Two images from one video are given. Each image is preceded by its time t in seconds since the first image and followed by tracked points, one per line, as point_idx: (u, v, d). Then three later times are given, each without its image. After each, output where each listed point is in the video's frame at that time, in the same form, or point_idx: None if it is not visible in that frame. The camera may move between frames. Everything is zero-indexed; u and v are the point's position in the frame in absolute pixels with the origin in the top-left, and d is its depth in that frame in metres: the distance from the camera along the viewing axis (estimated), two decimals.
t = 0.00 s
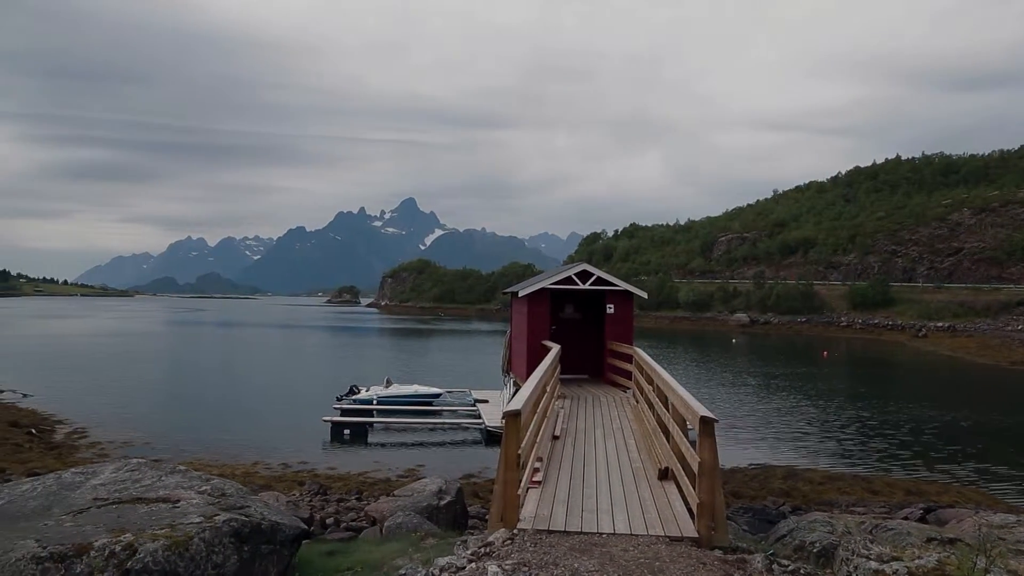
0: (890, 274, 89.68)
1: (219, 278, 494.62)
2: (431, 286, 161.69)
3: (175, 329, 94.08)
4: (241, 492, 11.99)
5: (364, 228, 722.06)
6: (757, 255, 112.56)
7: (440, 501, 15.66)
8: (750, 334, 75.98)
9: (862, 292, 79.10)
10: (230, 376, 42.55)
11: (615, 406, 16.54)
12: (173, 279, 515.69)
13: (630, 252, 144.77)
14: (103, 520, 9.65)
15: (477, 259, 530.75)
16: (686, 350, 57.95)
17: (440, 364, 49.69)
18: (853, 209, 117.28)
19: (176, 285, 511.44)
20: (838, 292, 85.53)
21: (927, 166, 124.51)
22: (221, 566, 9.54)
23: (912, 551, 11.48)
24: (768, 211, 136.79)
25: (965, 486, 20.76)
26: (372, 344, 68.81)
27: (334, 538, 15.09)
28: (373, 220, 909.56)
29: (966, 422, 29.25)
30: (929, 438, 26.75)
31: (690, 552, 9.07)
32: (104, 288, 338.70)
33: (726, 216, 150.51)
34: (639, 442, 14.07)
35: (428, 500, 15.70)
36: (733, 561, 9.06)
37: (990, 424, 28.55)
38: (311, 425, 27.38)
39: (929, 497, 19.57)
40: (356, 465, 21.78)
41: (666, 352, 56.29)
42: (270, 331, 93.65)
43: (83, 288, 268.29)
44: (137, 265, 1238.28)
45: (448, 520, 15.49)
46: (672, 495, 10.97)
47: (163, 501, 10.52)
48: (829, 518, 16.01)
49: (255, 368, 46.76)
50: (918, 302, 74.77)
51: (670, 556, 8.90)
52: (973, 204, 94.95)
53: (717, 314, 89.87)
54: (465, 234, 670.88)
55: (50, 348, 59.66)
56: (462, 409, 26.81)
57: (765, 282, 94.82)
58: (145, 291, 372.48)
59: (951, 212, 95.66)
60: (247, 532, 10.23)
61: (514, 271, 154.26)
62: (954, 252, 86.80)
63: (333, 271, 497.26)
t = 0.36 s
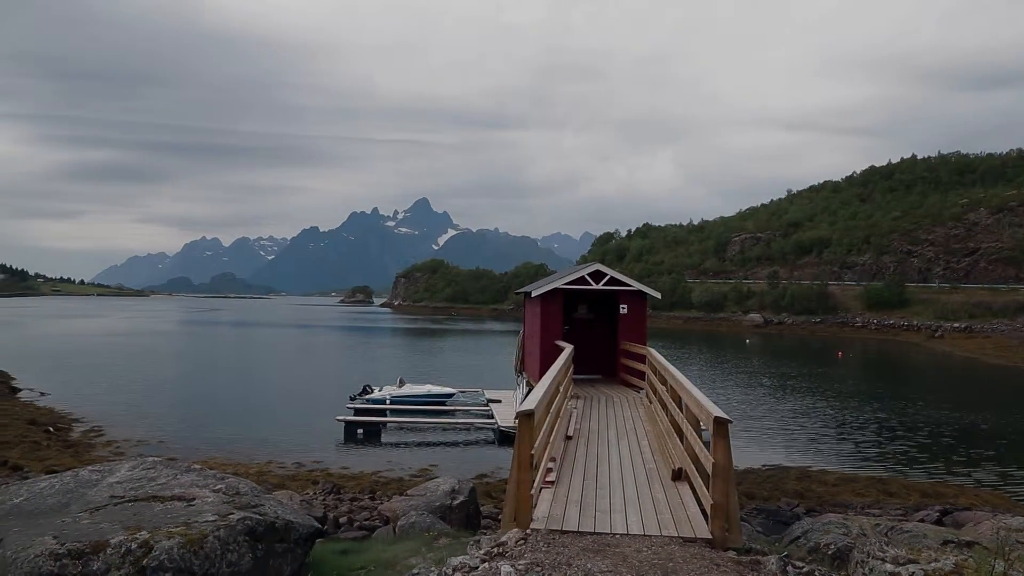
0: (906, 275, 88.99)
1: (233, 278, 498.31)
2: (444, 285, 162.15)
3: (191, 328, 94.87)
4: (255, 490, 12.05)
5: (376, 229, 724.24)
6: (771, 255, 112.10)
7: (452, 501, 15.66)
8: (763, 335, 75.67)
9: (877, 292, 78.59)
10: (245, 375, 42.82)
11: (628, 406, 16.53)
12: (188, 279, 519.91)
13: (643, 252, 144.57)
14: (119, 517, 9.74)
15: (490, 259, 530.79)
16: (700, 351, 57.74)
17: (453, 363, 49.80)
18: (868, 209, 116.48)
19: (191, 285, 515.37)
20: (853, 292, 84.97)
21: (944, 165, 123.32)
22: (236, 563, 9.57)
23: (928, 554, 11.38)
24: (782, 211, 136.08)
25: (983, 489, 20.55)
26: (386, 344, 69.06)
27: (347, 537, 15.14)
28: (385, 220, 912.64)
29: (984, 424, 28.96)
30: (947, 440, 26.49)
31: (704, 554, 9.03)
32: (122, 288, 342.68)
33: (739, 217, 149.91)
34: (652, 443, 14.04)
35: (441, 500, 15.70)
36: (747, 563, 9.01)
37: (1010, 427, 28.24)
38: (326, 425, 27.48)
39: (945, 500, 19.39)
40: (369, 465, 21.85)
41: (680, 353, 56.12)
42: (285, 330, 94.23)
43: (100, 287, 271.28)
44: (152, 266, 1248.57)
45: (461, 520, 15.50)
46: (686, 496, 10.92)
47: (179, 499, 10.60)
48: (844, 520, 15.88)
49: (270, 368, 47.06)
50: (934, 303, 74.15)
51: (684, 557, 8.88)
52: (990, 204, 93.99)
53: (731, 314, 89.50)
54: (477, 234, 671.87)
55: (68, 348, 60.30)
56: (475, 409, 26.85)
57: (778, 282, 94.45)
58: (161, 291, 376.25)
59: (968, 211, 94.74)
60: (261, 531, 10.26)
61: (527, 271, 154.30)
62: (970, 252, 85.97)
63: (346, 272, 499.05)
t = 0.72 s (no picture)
0: (922, 274, 88.13)
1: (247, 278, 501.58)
2: (457, 285, 162.39)
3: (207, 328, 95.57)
4: (270, 488, 12.09)
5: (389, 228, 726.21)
6: (786, 255, 111.47)
7: (466, 500, 15.67)
8: (778, 334, 75.23)
9: (893, 292, 77.93)
10: (260, 374, 43.09)
11: (642, 406, 16.49)
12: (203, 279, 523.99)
13: (656, 251, 144.16)
14: (136, 515, 9.82)
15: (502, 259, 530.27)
16: (714, 351, 57.50)
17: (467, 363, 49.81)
18: (884, 208, 115.52)
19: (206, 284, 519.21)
20: (868, 291, 84.31)
21: (962, 163, 121.99)
22: (251, 561, 9.61)
23: (945, 556, 11.26)
24: (796, 210, 135.20)
25: (1002, 491, 20.32)
26: (400, 343, 69.24)
27: (361, 536, 15.19)
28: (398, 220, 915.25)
29: (1004, 426, 28.61)
30: (967, 442, 26.21)
31: (718, 554, 9.00)
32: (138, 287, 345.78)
33: (754, 216, 149.08)
34: (666, 442, 14.00)
35: (455, 499, 15.72)
36: (761, 563, 8.96)
37: None
38: (340, 424, 27.58)
39: (963, 501, 19.21)
40: (383, 464, 21.91)
41: (694, 352, 55.96)
42: (299, 330, 94.79)
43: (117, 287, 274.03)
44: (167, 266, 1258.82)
45: (474, 519, 15.50)
46: (700, 496, 10.87)
47: (194, 497, 10.66)
48: (860, 521, 15.74)
49: (284, 367, 47.29)
50: (951, 302, 73.43)
51: (698, 557, 8.85)
52: (1008, 202, 92.89)
53: (745, 314, 89.01)
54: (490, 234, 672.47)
55: (85, 346, 60.91)
56: (488, 408, 26.86)
57: (793, 282, 93.96)
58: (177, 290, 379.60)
59: (985, 210, 93.70)
60: (276, 529, 10.29)
61: (540, 270, 154.18)
62: (988, 251, 85.05)
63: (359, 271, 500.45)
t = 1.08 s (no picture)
0: (940, 273, 87.29)
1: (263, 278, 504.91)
2: (471, 284, 162.71)
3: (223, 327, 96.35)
4: (285, 487, 12.14)
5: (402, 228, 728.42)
6: (801, 254, 110.77)
7: (480, 500, 15.69)
8: (793, 334, 74.84)
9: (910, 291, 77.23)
10: (276, 373, 43.38)
11: (656, 406, 16.42)
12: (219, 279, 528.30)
13: (671, 251, 143.75)
14: (154, 512, 9.91)
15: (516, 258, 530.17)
16: (729, 351, 57.26)
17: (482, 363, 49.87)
18: (901, 206, 114.51)
19: (222, 284, 523.28)
20: (885, 291, 83.61)
21: (980, 160, 120.60)
22: (267, 559, 9.66)
23: (964, 559, 11.12)
24: (812, 208, 134.29)
25: (1021, 492, 20.08)
26: (414, 342, 69.44)
27: (375, 534, 15.24)
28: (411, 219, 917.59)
29: None
30: (986, 443, 25.92)
31: (733, 555, 8.94)
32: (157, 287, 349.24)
33: (769, 215, 148.24)
34: (680, 442, 13.93)
35: (469, 498, 15.74)
36: (777, 564, 8.90)
37: None
38: (354, 423, 27.67)
39: (981, 503, 19.00)
40: (397, 463, 21.99)
41: (709, 352, 55.80)
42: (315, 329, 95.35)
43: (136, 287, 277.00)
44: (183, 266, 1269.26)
45: (489, 518, 15.51)
46: (715, 497, 10.82)
47: (211, 495, 10.73)
48: (877, 523, 15.61)
49: (300, 367, 47.52)
50: (970, 301, 72.64)
51: (713, 558, 8.80)
52: None
53: (760, 313, 88.56)
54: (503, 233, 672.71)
55: (104, 345, 61.52)
56: (503, 408, 26.89)
57: (809, 281, 93.39)
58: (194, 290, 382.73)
59: (1004, 208, 92.55)
60: (291, 527, 10.31)
61: (554, 270, 154.15)
62: (1007, 250, 84.05)
63: (373, 271, 502.35)
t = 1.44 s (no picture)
0: (956, 273, 86.46)
1: (274, 279, 507.23)
2: (483, 284, 162.92)
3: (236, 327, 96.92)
4: (299, 487, 12.18)
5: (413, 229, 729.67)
6: (814, 254, 110.12)
7: (492, 500, 15.72)
8: (807, 334, 74.39)
9: (925, 291, 76.55)
10: (289, 373, 43.63)
11: (669, 406, 16.38)
12: (231, 279, 531.65)
13: (683, 251, 143.29)
14: (168, 511, 9.98)
15: (527, 258, 529.82)
16: (743, 351, 56.97)
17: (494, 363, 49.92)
18: (916, 205, 113.61)
19: (235, 284, 526.57)
20: (900, 290, 82.91)
21: (997, 158, 119.32)
22: (281, 558, 9.69)
23: (981, 561, 11.04)
24: (826, 207, 133.38)
25: None
26: (426, 343, 69.56)
27: (388, 534, 15.28)
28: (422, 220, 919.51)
29: None
30: (1004, 445, 25.65)
31: (746, 556, 8.91)
32: (170, 288, 352.01)
33: (782, 214, 147.37)
34: (693, 443, 13.88)
35: (481, 498, 15.76)
36: (791, 566, 8.85)
37: None
38: (367, 423, 27.74)
39: (999, 505, 18.81)
40: (410, 463, 22.03)
41: (722, 353, 55.59)
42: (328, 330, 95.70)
43: (150, 288, 278.99)
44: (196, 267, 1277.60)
45: (501, 518, 15.53)
46: (728, 497, 10.78)
47: (225, 495, 10.80)
48: (892, 524, 15.52)
49: (312, 367, 47.68)
50: (986, 301, 71.94)
51: (726, 559, 8.76)
52: None
53: (774, 313, 88.07)
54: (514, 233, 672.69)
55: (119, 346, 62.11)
56: (515, 408, 26.92)
57: (822, 281, 92.81)
58: (209, 290, 385.73)
59: (1021, 207, 91.51)
60: (305, 526, 10.34)
61: (566, 270, 154.02)
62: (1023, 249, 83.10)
63: (385, 272, 503.63)
